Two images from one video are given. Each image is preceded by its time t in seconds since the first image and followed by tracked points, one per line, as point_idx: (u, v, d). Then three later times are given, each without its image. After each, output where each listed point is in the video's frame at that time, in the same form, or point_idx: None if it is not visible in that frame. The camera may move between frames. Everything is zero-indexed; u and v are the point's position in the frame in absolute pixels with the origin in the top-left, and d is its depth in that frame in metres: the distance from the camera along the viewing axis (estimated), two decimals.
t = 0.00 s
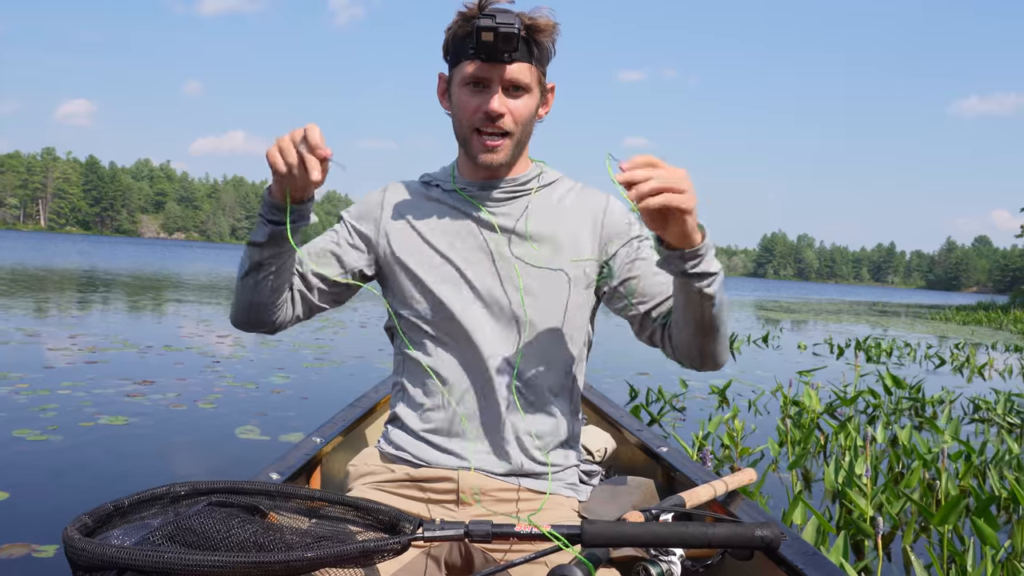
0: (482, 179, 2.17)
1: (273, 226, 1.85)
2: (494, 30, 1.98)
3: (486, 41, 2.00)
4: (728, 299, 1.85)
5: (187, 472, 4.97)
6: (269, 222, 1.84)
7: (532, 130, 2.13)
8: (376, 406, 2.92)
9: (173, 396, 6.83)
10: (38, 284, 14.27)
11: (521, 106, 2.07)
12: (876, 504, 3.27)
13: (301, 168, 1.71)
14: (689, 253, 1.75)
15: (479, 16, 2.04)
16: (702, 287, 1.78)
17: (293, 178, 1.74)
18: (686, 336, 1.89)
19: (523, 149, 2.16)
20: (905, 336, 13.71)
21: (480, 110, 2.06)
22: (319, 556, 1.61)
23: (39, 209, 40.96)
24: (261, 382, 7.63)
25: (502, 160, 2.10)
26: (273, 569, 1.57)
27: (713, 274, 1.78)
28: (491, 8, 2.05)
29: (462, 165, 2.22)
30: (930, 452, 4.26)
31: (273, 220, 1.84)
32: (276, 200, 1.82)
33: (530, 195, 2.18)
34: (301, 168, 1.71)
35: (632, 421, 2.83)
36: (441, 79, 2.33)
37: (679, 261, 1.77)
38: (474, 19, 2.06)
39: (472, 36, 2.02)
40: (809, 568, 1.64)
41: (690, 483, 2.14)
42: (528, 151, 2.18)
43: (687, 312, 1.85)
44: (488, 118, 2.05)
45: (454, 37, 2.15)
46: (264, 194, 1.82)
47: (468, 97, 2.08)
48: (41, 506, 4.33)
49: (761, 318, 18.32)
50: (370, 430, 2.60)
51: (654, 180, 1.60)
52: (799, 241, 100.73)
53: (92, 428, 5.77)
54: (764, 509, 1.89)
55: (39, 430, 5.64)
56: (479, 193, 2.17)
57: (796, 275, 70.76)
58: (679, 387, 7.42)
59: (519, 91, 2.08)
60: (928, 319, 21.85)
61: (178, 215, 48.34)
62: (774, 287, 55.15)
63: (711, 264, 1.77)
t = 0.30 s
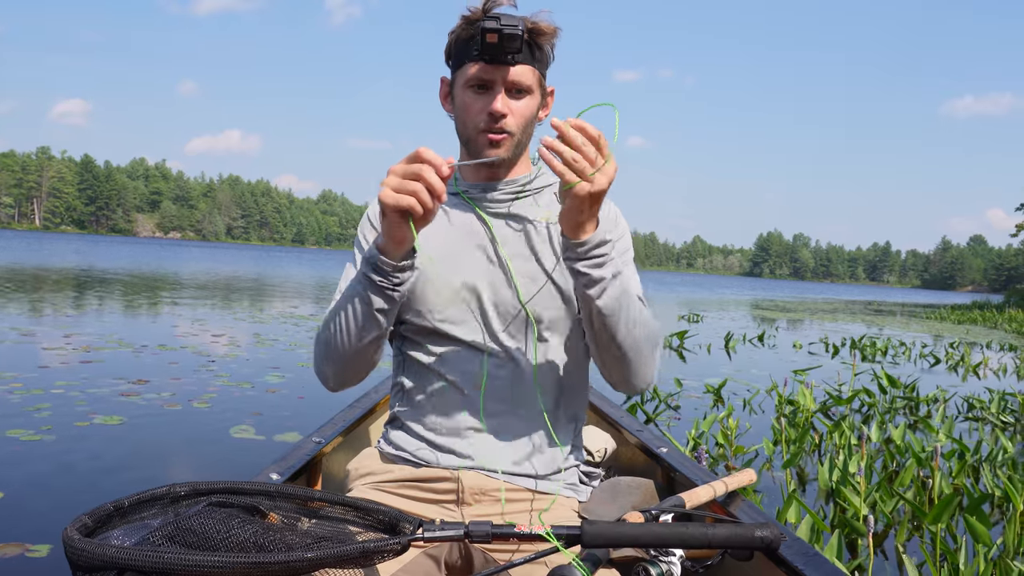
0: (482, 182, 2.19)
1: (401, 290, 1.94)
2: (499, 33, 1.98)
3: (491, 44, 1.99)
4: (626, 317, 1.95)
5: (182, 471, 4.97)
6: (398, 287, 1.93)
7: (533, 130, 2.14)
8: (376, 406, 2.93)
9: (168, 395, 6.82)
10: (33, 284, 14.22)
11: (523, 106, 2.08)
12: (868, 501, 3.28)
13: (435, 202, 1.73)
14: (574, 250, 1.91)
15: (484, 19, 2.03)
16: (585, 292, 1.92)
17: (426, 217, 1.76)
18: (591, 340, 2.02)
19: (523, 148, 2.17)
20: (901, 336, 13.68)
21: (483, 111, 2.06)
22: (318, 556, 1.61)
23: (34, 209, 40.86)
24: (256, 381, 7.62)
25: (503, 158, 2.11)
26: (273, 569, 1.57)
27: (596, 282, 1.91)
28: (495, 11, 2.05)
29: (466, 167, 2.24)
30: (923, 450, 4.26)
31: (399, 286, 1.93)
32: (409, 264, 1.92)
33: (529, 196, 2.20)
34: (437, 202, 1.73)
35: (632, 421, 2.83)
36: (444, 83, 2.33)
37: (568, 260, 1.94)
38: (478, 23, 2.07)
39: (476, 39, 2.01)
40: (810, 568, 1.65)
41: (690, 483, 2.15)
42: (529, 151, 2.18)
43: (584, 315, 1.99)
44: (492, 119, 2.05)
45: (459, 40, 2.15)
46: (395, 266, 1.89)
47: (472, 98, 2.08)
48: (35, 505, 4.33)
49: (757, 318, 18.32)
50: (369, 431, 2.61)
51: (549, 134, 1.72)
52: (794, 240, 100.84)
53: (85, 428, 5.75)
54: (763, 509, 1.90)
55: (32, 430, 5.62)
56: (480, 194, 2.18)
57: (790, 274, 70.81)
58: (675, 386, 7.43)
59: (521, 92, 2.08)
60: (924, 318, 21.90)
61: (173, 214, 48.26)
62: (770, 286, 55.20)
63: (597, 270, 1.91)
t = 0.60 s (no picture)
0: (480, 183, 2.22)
1: (414, 283, 1.94)
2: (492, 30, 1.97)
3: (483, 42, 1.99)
4: (633, 286, 1.93)
5: (176, 471, 4.96)
6: (412, 281, 1.93)
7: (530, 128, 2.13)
8: (376, 406, 2.92)
9: (162, 395, 6.81)
10: (27, 284, 14.19)
11: (518, 104, 2.08)
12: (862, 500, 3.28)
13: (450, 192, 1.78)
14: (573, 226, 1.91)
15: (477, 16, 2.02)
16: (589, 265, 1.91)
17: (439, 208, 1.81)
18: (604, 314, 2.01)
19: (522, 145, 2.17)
20: (896, 334, 13.68)
21: (480, 109, 2.06)
22: (318, 556, 1.61)
23: (29, 208, 40.78)
24: (251, 381, 7.61)
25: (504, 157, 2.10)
26: (273, 569, 1.57)
27: (598, 253, 1.89)
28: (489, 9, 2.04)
29: (466, 169, 2.25)
30: (917, 449, 4.27)
31: (412, 280, 1.93)
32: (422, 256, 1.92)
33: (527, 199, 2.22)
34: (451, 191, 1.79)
35: (632, 420, 2.83)
36: (440, 85, 2.34)
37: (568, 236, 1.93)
38: (471, 22, 2.07)
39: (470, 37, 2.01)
40: (810, 568, 1.65)
41: (690, 482, 2.15)
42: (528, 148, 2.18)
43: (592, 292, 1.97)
44: (488, 118, 2.05)
45: (454, 40, 2.15)
46: (408, 258, 1.89)
47: (468, 98, 2.08)
48: (30, 505, 4.32)
49: (753, 316, 18.32)
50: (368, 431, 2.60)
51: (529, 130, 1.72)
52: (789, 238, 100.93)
53: (79, 428, 5.74)
54: (763, 509, 1.90)
55: (25, 430, 5.61)
56: (478, 193, 2.22)
57: (786, 273, 70.89)
58: (669, 384, 7.43)
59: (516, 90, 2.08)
60: (919, 316, 21.92)
61: (168, 213, 48.18)
62: (765, 284, 55.21)
63: (599, 241, 1.90)
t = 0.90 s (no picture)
0: (483, 184, 2.21)
1: (376, 263, 1.91)
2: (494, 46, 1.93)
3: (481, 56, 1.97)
4: (690, 165, 1.72)
5: (171, 471, 4.95)
6: (372, 261, 1.90)
7: (532, 134, 2.14)
8: (376, 405, 2.93)
9: (156, 395, 6.80)
10: (22, 283, 14.17)
11: (520, 114, 2.08)
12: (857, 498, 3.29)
13: (397, 169, 1.73)
14: (610, 111, 1.69)
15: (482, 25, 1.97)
16: (641, 151, 1.69)
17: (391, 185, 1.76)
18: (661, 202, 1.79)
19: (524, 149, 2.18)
20: (893, 334, 13.69)
21: (482, 118, 2.08)
22: (318, 556, 1.61)
23: (24, 208, 40.70)
24: (246, 381, 7.60)
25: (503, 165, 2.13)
26: (273, 569, 1.57)
27: (649, 132, 1.68)
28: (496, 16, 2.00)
29: (466, 167, 2.26)
30: (913, 448, 4.27)
31: (369, 260, 1.89)
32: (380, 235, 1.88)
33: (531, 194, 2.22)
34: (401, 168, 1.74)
35: (632, 421, 2.84)
36: (446, 83, 2.33)
37: (608, 123, 1.70)
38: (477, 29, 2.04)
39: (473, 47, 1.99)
40: (810, 568, 1.65)
41: (690, 482, 2.15)
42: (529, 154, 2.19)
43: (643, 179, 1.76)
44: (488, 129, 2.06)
45: (461, 43, 2.15)
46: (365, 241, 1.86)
47: (471, 105, 2.09)
48: (24, 506, 4.31)
49: (749, 316, 18.33)
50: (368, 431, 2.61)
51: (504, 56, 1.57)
52: (785, 237, 101.00)
53: (73, 429, 5.72)
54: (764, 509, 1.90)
55: (18, 430, 5.59)
56: (482, 195, 2.20)
57: (781, 273, 70.95)
58: (666, 384, 7.43)
59: (519, 99, 2.07)
60: (915, 315, 21.95)
61: (163, 213, 48.09)
62: (761, 285, 55.25)
63: (645, 119, 1.67)
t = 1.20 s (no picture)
0: (482, 188, 2.18)
1: (374, 273, 1.90)
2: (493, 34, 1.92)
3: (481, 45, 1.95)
4: (705, 201, 1.63)
5: (163, 475, 4.94)
6: (371, 273, 1.89)
7: (535, 128, 2.12)
8: (376, 406, 2.94)
9: (146, 399, 6.77)
10: (12, 286, 14.12)
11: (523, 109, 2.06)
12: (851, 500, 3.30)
13: (396, 178, 1.67)
14: (632, 134, 1.56)
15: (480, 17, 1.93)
16: (657, 182, 1.58)
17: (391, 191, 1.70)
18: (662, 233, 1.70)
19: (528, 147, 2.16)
20: (885, 334, 13.73)
21: (484, 115, 2.06)
22: (317, 556, 1.61)
23: (14, 211, 40.56)
24: (237, 383, 7.58)
25: (505, 164, 2.11)
26: (272, 569, 1.57)
27: (670, 166, 1.57)
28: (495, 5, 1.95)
29: (466, 170, 2.24)
30: (907, 448, 4.27)
31: (367, 272, 1.88)
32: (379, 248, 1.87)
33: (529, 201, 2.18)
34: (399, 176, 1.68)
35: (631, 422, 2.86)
36: (446, 79, 2.34)
37: (625, 146, 1.58)
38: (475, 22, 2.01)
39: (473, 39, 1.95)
40: (810, 568, 1.65)
41: (689, 483, 2.16)
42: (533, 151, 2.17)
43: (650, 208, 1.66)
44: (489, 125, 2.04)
45: (458, 37, 2.14)
46: (365, 257, 1.84)
47: (472, 101, 2.07)
48: (15, 511, 4.29)
49: (742, 316, 18.36)
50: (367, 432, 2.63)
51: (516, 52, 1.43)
52: (776, 239, 101.23)
53: (61, 433, 5.69)
54: (763, 510, 1.91)
55: (7, 435, 5.56)
56: (481, 201, 2.18)
57: (773, 274, 71.12)
58: (660, 385, 7.44)
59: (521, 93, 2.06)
60: (908, 315, 22.03)
61: (154, 215, 47.96)
62: (753, 285, 55.37)
63: (665, 151, 1.56)
